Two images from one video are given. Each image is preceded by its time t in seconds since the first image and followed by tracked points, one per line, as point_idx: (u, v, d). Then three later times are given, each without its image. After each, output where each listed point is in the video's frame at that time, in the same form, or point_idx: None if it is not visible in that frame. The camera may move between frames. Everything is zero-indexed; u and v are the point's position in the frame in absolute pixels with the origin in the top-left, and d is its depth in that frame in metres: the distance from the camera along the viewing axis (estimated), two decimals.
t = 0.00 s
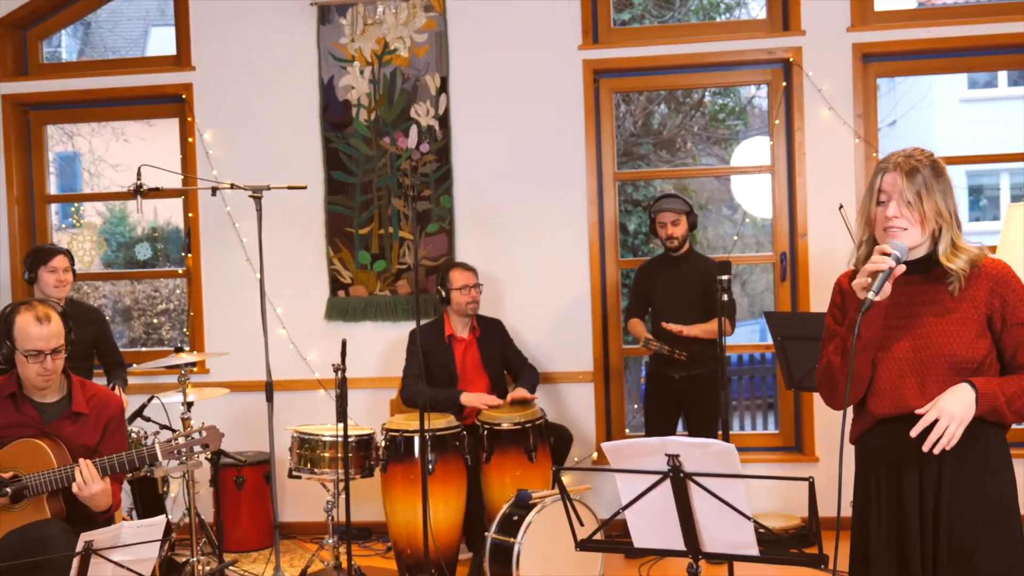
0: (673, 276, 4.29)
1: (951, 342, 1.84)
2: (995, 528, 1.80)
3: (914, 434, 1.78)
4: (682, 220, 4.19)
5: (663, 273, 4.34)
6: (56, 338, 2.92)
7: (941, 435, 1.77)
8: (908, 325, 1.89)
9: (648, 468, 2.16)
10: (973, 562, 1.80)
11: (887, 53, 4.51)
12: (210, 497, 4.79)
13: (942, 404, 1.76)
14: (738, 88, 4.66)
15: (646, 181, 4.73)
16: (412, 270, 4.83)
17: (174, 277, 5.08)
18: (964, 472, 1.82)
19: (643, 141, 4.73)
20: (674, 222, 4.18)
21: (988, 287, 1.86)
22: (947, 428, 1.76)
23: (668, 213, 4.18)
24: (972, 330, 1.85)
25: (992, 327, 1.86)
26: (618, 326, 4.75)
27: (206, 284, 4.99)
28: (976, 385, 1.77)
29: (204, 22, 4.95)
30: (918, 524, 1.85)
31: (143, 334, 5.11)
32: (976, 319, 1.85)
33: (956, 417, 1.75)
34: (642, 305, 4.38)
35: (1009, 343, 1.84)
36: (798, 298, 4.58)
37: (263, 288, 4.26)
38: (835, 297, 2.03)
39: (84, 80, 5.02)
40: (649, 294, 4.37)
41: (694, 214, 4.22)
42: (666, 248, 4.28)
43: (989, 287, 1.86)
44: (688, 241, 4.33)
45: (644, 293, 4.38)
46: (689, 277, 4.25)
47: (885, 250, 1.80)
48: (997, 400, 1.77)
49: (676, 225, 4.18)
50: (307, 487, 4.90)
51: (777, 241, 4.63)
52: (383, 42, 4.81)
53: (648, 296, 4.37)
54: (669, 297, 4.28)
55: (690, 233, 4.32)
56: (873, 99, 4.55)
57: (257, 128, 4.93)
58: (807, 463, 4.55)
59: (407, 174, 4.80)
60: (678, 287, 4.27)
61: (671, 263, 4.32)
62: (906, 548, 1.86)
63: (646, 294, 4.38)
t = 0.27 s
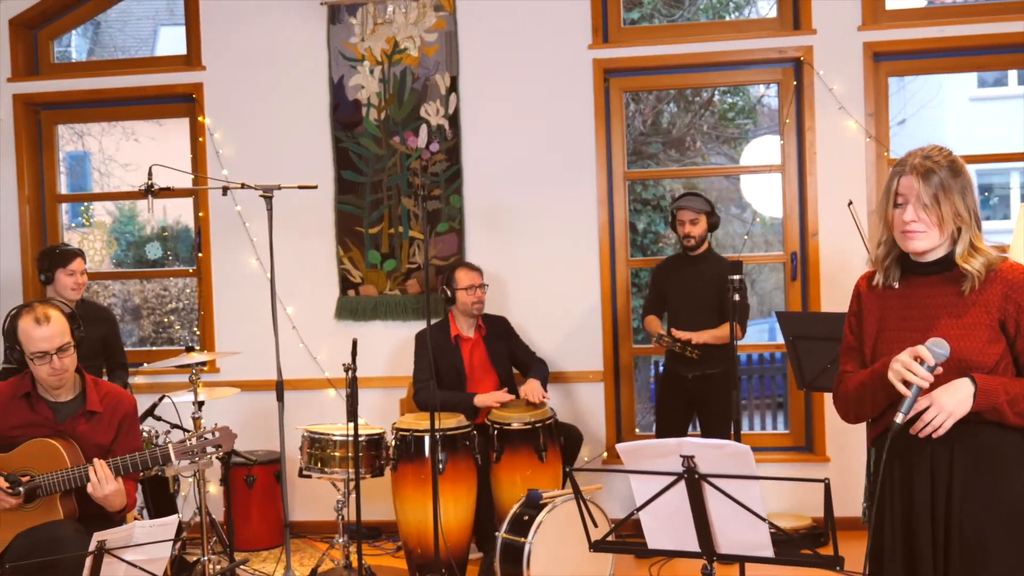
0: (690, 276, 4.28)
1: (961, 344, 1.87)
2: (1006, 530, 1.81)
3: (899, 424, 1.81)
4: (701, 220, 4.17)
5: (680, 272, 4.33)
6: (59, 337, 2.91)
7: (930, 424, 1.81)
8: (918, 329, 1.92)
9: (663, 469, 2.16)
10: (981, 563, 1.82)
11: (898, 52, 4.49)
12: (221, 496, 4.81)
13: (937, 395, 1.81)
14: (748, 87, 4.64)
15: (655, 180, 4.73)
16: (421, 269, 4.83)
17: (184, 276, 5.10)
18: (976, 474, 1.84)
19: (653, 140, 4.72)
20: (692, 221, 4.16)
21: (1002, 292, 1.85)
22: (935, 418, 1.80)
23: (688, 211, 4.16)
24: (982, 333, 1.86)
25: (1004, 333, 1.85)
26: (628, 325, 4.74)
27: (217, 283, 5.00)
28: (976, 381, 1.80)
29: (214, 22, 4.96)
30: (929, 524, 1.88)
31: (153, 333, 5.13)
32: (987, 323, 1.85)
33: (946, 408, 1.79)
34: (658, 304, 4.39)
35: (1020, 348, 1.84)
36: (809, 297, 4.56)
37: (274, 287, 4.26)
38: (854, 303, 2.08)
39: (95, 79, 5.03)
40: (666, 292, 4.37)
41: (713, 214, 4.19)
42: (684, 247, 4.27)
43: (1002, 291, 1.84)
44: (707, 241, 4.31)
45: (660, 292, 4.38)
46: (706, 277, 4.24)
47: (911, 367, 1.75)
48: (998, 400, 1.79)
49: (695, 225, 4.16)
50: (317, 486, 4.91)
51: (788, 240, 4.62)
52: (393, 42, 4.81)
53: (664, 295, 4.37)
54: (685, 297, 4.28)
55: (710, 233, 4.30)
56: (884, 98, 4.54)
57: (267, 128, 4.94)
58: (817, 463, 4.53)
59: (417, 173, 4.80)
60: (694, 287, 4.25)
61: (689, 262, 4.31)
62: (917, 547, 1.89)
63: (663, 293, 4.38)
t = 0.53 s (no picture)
0: (694, 274, 4.26)
1: (968, 347, 1.91)
2: (1012, 532, 1.85)
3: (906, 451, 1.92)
4: (705, 218, 4.16)
5: (684, 270, 4.31)
6: (65, 333, 2.91)
7: (936, 427, 1.87)
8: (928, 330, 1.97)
9: (674, 469, 2.15)
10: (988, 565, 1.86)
11: (907, 51, 4.47)
12: (229, 495, 4.81)
13: (943, 399, 1.85)
14: (756, 86, 4.63)
15: (663, 180, 4.72)
16: (429, 268, 4.83)
17: (191, 276, 5.10)
18: (982, 477, 1.88)
19: (660, 139, 4.71)
20: (696, 218, 4.15)
21: (1013, 296, 1.88)
22: (940, 421, 1.85)
23: (692, 209, 4.15)
24: (990, 336, 1.90)
25: (1013, 334, 1.89)
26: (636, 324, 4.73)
27: (224, 282, 5.00)
28: (981, 384, 1.84)
29: (221, 21, 4.96)
30: (937, 526, 1.93)
31: (161, 333, 5.13)
32: (995, 326, 1.89)
33: (951, 413, 1.84)
34: (662, 301, 4.38)
35: None
36: (818, 297, 4.55)
37: (281, 287, 4.26)
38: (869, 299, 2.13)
39: (102, 79, 5.04)
40: (670, 290, 4.36)
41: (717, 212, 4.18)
42: (688, 244, 4.26)
43: (1012, 295, 1.88)
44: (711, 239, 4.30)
45: (664, 289, 4.37)
46: (711, 275, 4.22)
47: (900, 402, 1.88)
48: (1003, 403, 1.83)
49: (698, 223, 4.15)
50: (325, 485, 4.91)
51: (796, 239, 4.60)
52: (401, 41, 4.81)
53: (668, 293, 4.36)
54: (689, 295, 4.26)
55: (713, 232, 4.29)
56: (893, 97, 4.52)
57: (274, 127, 4.94)
58: (826, 463, 4.52)
59: (425, 173, 4.79)
60: (698, 286, 4.24)
61: (693, 261, 4.29)
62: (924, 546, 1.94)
63: (666, 291, 4.36)
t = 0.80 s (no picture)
0: (694, 274, 4.24)
1: (969, 342, 1.97)
2: (1009, 524, 1.91)
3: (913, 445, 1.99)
4: (707, 216, 4.14)
5: (684, 270, 4.28)
6: (85, 326, 2.92)
7: (930, 417, 1.94)
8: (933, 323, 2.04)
9: (692, 469, 2.13)
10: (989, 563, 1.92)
11: (921, 49, 4.44)
12: (241, 494, 4.82)
13: (937, 391, 1.92)
14: (769, 84, 4.60)
15: (674, 179, 4.69)
16: (441, 268, 4.82)
17: (202, 275, 5.10)
18: (982, 479, 1.95)
19: (671, 138, 4.69)
20: (698, 217, 4.13)
21: (1016, 291, 1.93)
22: (933, 412, 1.93)
23: (694, 207, 4.14)
24: (990, 332, 1.95)
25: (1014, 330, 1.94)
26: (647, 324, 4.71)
27: (236, 281, 5.00)
28: (976, 376, 1.90)
29: (233, 21, 4.96)
30: (937, 515, 2.01)
31: (171, 332, 5.13)
32: (996, 322, 1.95)
33: (943, 404, 1.91)
34: (661, 302, 4.35)
35: None
36: (831, 296, 4.52)
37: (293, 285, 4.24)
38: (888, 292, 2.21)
39: (114, 78, 5.04)
40: (669, 290, 4.33)
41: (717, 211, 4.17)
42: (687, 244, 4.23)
43: (1013, 292, 1.93)
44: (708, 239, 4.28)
45: (664, 290, 4.33)
46: (712, 275, 4.20)
47: (899, 399, 1.97)
48: (997, 396, 1.89)
49: (700, 222, 4.13)
50: (337, 484, 4.91)
51: (810, 238, 4.57)
52: (412, 40, 4.80)
53: (668, 293, 4.33)
54: (689, 296, 4.23)
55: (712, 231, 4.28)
56: (907, 95, 4.49)
57: (285, 127, 4.93)
58: (840, 463, 4.49)
59: (437, 172, 4.78)
60: (698, 286, 4.21)
61: (693, 261, 4.27)
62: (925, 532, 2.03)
63: (666, 291, 4.33)
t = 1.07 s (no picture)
0: (702, 273, 4.22)
1: (985, 341, 1.95)
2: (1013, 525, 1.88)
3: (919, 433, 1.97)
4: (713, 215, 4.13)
5: (692, 269, 4.26)
6: (103, 325, 2.92)
7: (939, 406, 1.93)
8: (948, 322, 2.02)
9: (710, 470, 2.11)
10: (990, 562, 1.91)
11: (937, 46, 4.41)
12: (255, 493, 4.82)
13: (948, 381, 1.91)
14: (782, 83, 4.58)
15: (686, 178, 4.67)
16: (453, 267, 4.80)
17: (215, 274, 5.11)
18: (991, 476, 1.92)
19: (684, 137, 4.67)
20: (706, 216, 4.11)
21: None
22: (942, 401, 1.92)
23: (701, 206, 4.12)
24: (1007, 332, 1.93)
25: None
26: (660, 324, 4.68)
27: (249, 280, 5.00)
28: (990, 372, 1.88)
29: (246, 20, 4.96)
30: (942, 512, 1.99)
31: (183, 331, 5.14)
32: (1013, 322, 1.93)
33: (953, 396, 1.89)
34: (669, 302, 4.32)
35: None
36: (846, 296, 4.48)
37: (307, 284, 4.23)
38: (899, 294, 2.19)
39: (127, 78, 5.05)
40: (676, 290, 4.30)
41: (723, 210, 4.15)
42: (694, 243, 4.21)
43: None
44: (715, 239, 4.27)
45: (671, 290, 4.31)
46: (721, 273, 4.18)
47: (909, 385, 1.95)
48: (1009, 392, 1.86)
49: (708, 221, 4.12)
50: (351, 484, 4.90)
51: (825, 238, 4.54)
52: (425, 38, 4.79)
53: (675, 293, 4.30)
54: (697, 295, 4.21)
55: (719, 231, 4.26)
56: (923, 93, 4.45)
57: (298, 126, 4.93)
58: (855, 463, 4.46)
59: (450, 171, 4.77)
60: (706, 285, 4.19)
61: (700, 260, 4.25)
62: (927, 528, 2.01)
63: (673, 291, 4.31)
